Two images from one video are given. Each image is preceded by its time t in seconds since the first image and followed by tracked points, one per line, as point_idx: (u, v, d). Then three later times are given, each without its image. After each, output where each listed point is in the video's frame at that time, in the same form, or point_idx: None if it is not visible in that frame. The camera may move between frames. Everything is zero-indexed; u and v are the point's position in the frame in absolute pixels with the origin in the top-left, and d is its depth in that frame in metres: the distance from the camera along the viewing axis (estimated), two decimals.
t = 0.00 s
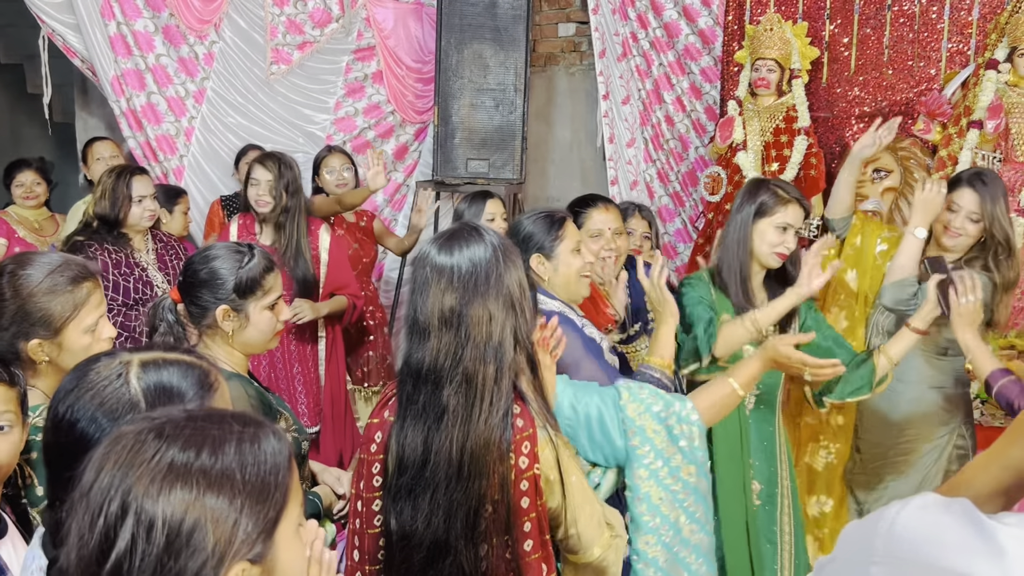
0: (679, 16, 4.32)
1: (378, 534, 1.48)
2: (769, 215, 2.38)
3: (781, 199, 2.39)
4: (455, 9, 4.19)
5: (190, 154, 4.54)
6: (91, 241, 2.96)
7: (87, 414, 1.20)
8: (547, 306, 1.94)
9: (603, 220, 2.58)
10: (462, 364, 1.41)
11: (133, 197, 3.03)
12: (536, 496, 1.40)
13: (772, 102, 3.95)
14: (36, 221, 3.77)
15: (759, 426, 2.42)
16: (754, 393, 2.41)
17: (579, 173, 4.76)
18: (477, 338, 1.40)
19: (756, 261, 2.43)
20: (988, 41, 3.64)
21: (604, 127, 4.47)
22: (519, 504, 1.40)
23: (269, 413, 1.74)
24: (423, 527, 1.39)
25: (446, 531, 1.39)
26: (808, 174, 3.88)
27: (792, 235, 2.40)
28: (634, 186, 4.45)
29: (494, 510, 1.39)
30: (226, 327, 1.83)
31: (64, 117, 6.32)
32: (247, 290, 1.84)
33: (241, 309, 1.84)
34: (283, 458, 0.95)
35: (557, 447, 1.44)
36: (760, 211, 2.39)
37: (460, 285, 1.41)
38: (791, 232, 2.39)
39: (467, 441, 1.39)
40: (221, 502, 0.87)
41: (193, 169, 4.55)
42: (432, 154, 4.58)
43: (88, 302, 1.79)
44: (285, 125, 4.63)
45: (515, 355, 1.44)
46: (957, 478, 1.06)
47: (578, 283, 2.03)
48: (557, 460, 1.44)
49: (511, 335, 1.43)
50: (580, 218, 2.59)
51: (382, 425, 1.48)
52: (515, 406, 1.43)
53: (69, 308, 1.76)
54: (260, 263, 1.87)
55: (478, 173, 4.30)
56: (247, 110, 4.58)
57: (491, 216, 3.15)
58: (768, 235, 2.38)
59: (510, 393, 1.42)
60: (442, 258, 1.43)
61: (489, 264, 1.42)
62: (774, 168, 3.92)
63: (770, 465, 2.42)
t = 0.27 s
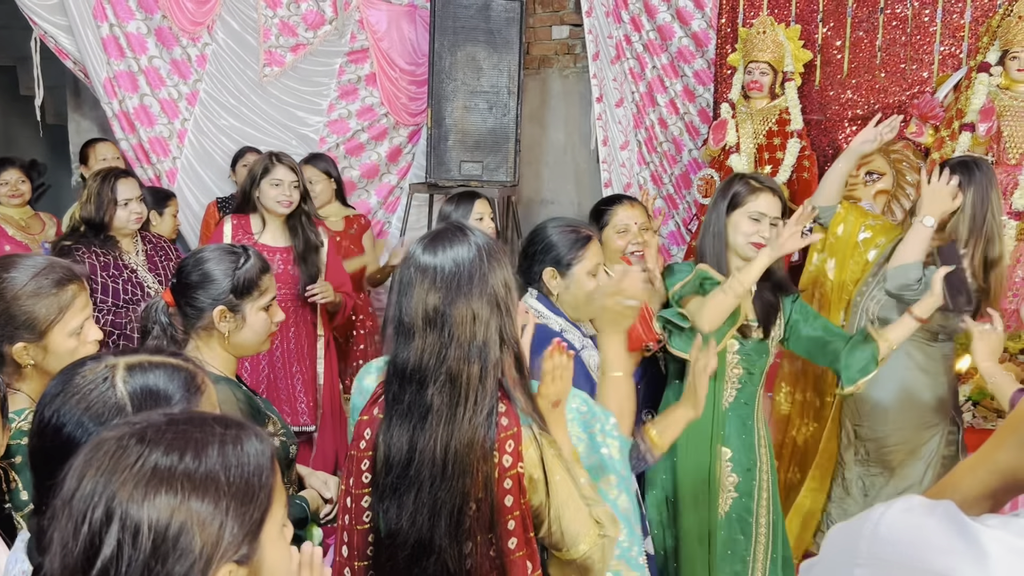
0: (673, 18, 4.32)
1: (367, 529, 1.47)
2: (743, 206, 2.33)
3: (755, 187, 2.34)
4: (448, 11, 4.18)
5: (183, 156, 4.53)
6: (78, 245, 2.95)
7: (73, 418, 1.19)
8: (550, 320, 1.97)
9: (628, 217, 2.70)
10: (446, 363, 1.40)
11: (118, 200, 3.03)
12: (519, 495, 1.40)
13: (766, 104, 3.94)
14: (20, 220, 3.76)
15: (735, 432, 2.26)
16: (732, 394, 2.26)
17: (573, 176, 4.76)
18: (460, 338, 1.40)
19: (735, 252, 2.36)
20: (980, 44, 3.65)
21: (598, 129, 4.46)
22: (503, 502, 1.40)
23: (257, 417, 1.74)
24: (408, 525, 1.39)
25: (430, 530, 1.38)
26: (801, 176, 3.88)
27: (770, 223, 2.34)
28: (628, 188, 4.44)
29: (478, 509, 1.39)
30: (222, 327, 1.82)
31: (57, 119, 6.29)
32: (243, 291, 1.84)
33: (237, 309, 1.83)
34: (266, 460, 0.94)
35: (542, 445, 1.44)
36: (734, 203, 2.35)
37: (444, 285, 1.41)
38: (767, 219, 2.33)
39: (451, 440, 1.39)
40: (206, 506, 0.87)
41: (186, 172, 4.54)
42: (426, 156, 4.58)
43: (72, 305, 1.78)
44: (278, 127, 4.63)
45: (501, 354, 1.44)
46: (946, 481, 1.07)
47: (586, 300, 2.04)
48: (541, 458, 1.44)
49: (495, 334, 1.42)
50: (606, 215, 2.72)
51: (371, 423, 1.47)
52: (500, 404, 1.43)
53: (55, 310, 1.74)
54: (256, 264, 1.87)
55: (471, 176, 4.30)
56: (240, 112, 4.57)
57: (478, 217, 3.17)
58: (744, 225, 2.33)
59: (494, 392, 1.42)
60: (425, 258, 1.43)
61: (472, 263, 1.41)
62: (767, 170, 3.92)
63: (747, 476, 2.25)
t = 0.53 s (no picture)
0: (671, 22, 4.32)
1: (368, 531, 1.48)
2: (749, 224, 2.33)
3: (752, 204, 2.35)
4: (446, 15, 4.19)
5: (181, 159, 4.54)
6: (86, 244, 2.96)
7: (65, 421, 1.19)
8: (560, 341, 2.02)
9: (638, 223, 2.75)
10: (437, 367, 1.40)
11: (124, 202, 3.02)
12: (516, 496, 1.39)
13: (762, 109, 3.96)
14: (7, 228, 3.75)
15: (767, 443, 2.32)
16: (768, 408, 2.30)
17: (570, 180, 4.76)
18: (452, 342, 1.40)
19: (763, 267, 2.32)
20: (977, 49, 3.66)
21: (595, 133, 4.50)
22: (499, 503, 1.39)
23: (255, 423, 1.74)
24: (401, 528, 1.39)
25: (423, 533, 1.39)
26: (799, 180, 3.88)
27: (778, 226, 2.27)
28: (625, 192, 4.46)
29: (473, 512, 1.39)
30: (229, 330, 1.81)
31: (54, 122, 6.27)
32: (252, 294, 1.83)
33: (245, 311, 1.82)
34: (266, 468, 0.94)
35: (538, 447, 1.42)
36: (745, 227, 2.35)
37: (436, 289, 1.40)
38: (774, 226, 2.27)
39: (443, 444, 1.39)
40: (209, 517, 0.86)
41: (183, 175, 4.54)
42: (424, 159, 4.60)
43: (68, 311, 1.77)
44: (275, 130, 4.62)
45: (494, 358, 1.44)
46: (949, 490, 1.08)
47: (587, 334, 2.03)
48: (538, 460, 1.42)
49: (488, 339, 1.42)
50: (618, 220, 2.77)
51: (371, 425, 1.47)
52: (496, 407, 1.42)
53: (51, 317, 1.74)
54: (262, 268, 1.87)
55: (469, 180, 4.30)
56: (237, 116, 4.57)
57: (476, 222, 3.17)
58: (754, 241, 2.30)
59: (488, 394, 1.42)
60: (418, 261, 1.42)
61: (464, 267, 1.41)
62: (764, 175, 3.92)
63: (772, 490, 2.31)
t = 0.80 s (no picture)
0: (670, 27, 4.34)
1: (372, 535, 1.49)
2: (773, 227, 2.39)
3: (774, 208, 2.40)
4: (447, 20, 4.19)
5: (182, 164, 4.54)
6: (98, 243, 2.99)
7: (68, 423, 1.19)
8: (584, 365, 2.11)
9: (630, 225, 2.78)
10: (448, 370, 1.40)
11: (131, 203, 3.04)
12: (522, 497, 1.40)
13: (763, 113, 3.96)
14: None
15: (814, 440, 2.32)
16: (814, 404, 2.31)
17: (571, 184, 4.77)
18: (463, 346, 1.40)
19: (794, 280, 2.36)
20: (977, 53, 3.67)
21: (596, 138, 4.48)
22: (506, 505, 1.40)
23: (260, 427, 1.74)
24: (406, 529, 1.40)
25: (429, 535, 1.39)
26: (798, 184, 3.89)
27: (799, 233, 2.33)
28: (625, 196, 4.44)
29: (479, 514, 1.39)
30: (235, 333, 1.82)
31: (54, 127, 6.28)
32: (258, 298, 1.84)
33: (251, 315, 1.83)
34: (277, 475, 0.94)
35: (545, 449, 1.43)
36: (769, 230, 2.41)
37: (446, 292, 1.40)
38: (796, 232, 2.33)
39: (450, 447, 1.39)
40: (222, 524, 0.87)
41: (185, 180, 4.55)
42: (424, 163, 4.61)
43: (69, 317, 1.76)
44: (276, 135, 4.63)
45: (502, 362, 1.44)
46: (956, 494, 1.08)
47: (607, 361, 2.06)
48: (545, 461, 1.43)
49: (497, 342, 1.42)
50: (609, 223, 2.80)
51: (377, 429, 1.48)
52: (503, 409, 1.42)
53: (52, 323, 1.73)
54: (268, 274, 1.87)
55: (470, 184, 4.31)
56: (238, 120, 4.58)
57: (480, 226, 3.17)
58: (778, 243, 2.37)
59: (496, 397, 1.42)
60: (428, 264, 1.42)
61: (474, 270, 1.41)
62: (764, 179, 3.93)
63: (823, 486, 2.32)
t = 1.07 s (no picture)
0: (666, 29, 4.35)
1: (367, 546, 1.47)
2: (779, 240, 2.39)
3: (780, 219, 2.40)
4: (443, 22, 4.20)
5: (177, 167, 4.52)
6: (92, 245, 2.99)
7: (57, 429, 1.19)
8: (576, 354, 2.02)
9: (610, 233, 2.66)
10: (451, 378, 1.40)
11: (122, 204, 3.05)
12: (524, 501, 1.40)
13: (758, 116, 3.97)
14: None
15: (824, 438, 2.34)
16: (819, 401, 2.34)
17: (566, 187, 4.77)
18: (466, 351, 1.40)
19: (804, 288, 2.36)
20: (972, 55, 3.68)
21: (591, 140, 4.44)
22: (507, 509, 1.40)
23: (257, 434, 1.73)
24: (407, 539, 1.39)
25: (432, 545, 1.38)
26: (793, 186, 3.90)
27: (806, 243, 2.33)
28: (620, 199, 4.43)
29: (481, 518, 1.39)
30: (231, 337, 1.82)
31: (50, 129, 6.26)
32: (252, 301, 1.84)
33: (246, 319, 1.83)
34: (267, 481, 0.94)
35: (545, 451, 1.43)
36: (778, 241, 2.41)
37: (446, 297, 1.40)
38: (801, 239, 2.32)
39: (453, 453, 1.38)
40: (210, 529, 0.86)
41: (180, 182, 4.53)
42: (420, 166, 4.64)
43: (59, 320, 1.76)
44: (272, 137, 4.62)
45: (501, 365, 1.44)
46: (952, 496, 1.08)
47: (602, 349, 2.04)
48: (545, 464, 1.43)
49: (496, 345, 1.43)
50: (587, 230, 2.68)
51: (371, 437, 1.47)
52: (502, 412, 1.42)
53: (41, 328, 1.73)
54: (261, 276, 1.87)
55: (466, 186, 4.30)
56: (234, 123, 4.57)
57: (481, 231, 3.14)
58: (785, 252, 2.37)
59: (496, 401, 1.42)
60: (426, 270, 1.42)
61: (473, 275, 1.42)
62: (760, 181, 3.95)
63: (834, 482, 2.33)
